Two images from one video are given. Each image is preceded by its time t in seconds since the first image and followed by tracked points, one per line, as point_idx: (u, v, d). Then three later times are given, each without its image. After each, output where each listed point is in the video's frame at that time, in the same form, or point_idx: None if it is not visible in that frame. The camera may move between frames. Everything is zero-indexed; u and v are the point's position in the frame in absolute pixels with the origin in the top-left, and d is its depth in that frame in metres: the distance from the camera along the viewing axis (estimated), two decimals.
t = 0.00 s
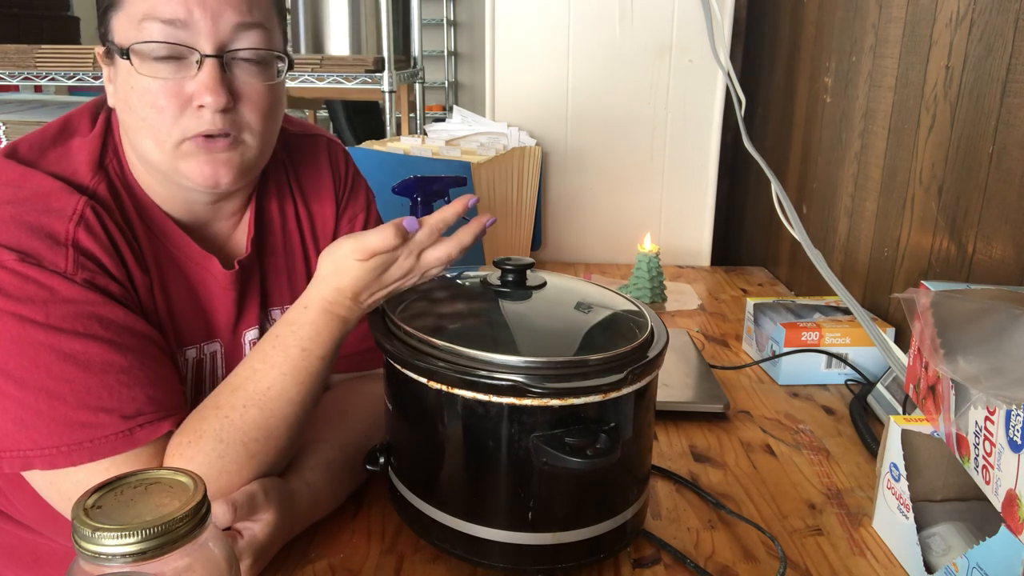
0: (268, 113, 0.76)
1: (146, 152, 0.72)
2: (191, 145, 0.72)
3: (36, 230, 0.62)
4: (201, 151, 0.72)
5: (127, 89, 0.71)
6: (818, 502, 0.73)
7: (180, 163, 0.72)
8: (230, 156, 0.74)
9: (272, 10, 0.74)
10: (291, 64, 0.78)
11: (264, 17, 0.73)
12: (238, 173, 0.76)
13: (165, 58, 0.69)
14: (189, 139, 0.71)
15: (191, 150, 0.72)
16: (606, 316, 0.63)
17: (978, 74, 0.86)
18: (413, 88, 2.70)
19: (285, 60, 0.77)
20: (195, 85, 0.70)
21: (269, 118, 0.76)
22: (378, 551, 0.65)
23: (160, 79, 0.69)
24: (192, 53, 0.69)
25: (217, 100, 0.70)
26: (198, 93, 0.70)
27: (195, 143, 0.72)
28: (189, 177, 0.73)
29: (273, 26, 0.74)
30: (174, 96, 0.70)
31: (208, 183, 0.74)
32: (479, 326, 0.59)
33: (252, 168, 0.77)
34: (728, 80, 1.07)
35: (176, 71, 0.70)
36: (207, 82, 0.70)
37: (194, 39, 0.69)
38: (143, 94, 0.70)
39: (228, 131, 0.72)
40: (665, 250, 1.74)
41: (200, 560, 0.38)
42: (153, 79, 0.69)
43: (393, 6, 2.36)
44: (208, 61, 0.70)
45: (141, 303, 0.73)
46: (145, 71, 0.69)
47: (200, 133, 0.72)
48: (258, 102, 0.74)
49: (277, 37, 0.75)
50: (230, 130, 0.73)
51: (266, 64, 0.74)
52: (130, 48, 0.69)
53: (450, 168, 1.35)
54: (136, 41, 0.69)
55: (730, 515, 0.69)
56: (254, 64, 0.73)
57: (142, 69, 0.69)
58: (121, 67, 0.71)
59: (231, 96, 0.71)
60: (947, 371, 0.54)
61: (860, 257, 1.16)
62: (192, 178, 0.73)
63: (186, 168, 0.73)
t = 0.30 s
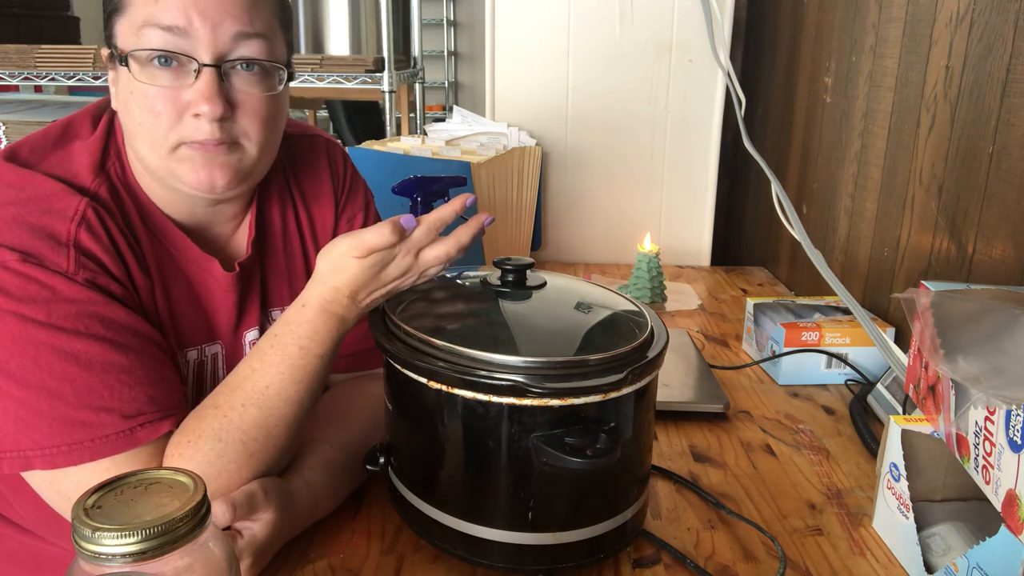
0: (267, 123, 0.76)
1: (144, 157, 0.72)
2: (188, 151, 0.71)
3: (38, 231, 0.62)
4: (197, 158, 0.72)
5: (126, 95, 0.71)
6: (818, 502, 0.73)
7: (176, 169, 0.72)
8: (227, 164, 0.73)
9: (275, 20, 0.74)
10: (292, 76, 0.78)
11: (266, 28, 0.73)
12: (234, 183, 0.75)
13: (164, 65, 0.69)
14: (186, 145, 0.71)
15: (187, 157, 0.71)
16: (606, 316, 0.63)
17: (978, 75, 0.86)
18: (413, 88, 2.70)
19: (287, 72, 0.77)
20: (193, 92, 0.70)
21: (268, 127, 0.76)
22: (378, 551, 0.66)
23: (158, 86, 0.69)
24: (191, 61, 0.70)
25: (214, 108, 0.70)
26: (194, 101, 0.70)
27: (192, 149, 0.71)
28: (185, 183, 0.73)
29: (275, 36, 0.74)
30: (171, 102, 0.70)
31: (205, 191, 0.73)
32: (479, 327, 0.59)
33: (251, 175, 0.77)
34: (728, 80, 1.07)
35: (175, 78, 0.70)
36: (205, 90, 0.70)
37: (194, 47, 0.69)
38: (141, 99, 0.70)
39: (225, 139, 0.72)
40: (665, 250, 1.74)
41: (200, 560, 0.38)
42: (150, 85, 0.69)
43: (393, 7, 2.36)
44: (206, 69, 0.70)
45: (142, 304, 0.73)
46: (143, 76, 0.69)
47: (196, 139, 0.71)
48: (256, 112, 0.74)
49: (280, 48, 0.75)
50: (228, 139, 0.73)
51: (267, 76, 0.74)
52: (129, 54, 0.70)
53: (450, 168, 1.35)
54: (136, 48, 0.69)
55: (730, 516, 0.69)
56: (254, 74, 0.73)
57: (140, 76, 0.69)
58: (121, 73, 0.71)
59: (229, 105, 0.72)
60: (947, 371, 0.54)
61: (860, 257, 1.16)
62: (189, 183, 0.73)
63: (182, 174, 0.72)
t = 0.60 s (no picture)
0: (263, 121, 0.76)
1: (140, 153, 0.72)
2: (182, 147, 0.72)
3: (40, 230, 0.62)
4: (191, 154, 0.72)
5: (124, 90, 0.72)
6: (818, 502, 0.73)
7: (170, 165, 0.72)
8: (222, 162, 0.73)
9: (274, 18, 0.74)
10: (292, 76, 0.78)
11: (264, 25, 0.73)
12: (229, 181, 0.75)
13: (162, 61, 0.70)
14: (181, 140, 0.72)
15: (182, 153, 0.72)
16: (606, 316, 0.63)
17: (978, 74, 0.86)
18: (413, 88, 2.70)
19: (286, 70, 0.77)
20: (188, 89, 0.70)
21: (264, 126, 0.76)
22: (378, 550, 0.66)
23: (154, 81, 0.70)
24: (188, 58, 0.70)
25: (209, 105, 0.70)
26: (190, 97, 0.70)
27: (187, 145, 0.72)
28: (178, 179, 0.73)
29: (274, 34, 0.74)
30: (166, 98, 0.70)
31: (199, 188, 0.73)
32: (479, 326, 0.59)
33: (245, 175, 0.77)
34: (728, 80, 1.07)
35: (171, 75, 0.70)
36: (200, 87, 0.70)
37: (190, 44, 0.69)
38: (138, 95, 0.71)
39: (219, 136, 0.72)
40: (665, 250, 1.74)
41: (201, 560, 0.38)
42: (147, 81, 0.70)
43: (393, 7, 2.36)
44: (202, 66, 0.70)
45: (144, 303, 0.73)
46: (141, 72, 0.70)
47: (191, 135, 0.72)
48: (252, 109, 0.74)
49: (279, 46, 0.75)
50: (222, 135, 0.73)
51: (265, 75, 0.74)
52: (128, 49, 0.70)
53: (450, 168, 1.35)
54: (133, 43, 0.69)
55: (730, 515, 0.69)
56: (252, 73, 0.73)
57: (137, 71, 0.70)
58: (119, 68, 0.71)
59: (224, 102, 0.72)
60: (947, 371, 0.54)
61: (860, 257, 1.16)
62: (182, 180, 0.73)
63: (176, 171, 0.72)
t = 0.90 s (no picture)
0: (265, 123, 0.75)
1: (143, 157, 0.72)
2: (186, 153, 0.71)
3: (40, 231, 0.62)
4: (195, 158, 0.71)
5: (127, 93, 0.71)
6: (818, 502, 0.73)
7: (174, 170, 0.72)
8: (224, 165, 0.73)
9: (279, 20, 0.74)
10: (294, 78, 0.78)
11: (268, 25, 0.73)
12: (230, 184, 0.75)
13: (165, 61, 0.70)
14: (185, 145, 0.71)
15: (186, 157, 0.71)
16: (606, 316, 0.63)
17: (978, 74, 0.85)
18: (413, 89, 2.70)
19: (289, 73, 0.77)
20: (191, 89, 0.70)
21: (266, 128, 0.76)
22: (378, 550, 0.66)
23: (158, 82, 0.70)
24: (191, 57, 0.70)
25: (212, 105, 0.70)
26: (193, 98, 0.70)
27: (190, 150, 0.71)
28: (182, 184, 0.72)
29: (278, 36, 0.75)
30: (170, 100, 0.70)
31: (201, 192, 0.73)
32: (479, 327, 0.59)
33: (246, 178, 0.77)
34: (728, 79, 1.07)
35: (175, 75, 0.70)
36: (203, 87, 0.70)
37: (194, 43, 0.69)
38: (142, 97, 0.70)
39: (222, 138, 0.72)
40: (665, 250, 1.74)
41: (201, 560, 0.38)
42: (151, 82, 0.69)
43: (393, 7, 2.36)
44: (206, 66, 0.70)
45: (143, 304, 0.73)
46: (144, 72, 0.70)
47: (195, 139, 0.71)
48: (254, 112, 0.73)
49: (282, 49, 0.76)
50: (225, 137, 0.72)
51: (266, 76, 0.74)
52: (132, 49, 0.70)
53: (450, 168, 1.35)
54: (138, 43, 0.70)
55: (730, 515, 0.69)
56: (254, 74, 0.73)
57: (141, 72, 0.70)
58: (122, 70, 0.72)
59: (227, 104, 0.71)
60: (947, 371, 0.54)
61: (860, 257, 1.17)
62: (184, 185, 0.72)
63: (180, 176, 0.72)
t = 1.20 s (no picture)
0: (276, 134, 0.76)
1: (153, 166, 0.73)
2: (197, 165, 0.72)
3: (40, 231, 0.62)
4: (206, 171, 0.72)
5: (137, 103, 0.71)
6: (818, 502, 0.73)
7: (185, 180, 0.73)
8: (233, 178, 0.73)
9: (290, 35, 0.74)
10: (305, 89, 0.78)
11: (280, 41, 0.72)
12: (240, 194, 0.76)
13: (178, 75, 0.69)
14: (197, 158, 0.72)
15: (199, 169, 0.72)
16: (606, 316, 0.63)
17: (978, 74, 0.85)
18: (413, 88, 2.70)
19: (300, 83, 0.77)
20: (205, 104, 0.70)
21: (277, 140, 0.76)
22: (378, 550, 0.66)
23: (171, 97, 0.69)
24: (205, 72, 0.69)
25: (226, 121, 0.70)
26: (207, 112, 0.70)
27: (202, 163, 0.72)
28: (195, 195, 0.73)
29: (288, 49, 0.74)
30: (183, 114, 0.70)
31: (213, 203, 0.74)
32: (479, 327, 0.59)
33: (256, 187, 0.78)
34: (727, 79, 1.07)
35: (188, 89, 0.70)
36: (217, 102, 0.70)
37: (208, 59, 0.69)
38: (153, 109, 0.70)
39: (234, 152, 0.72)
40: (665, 250, 1.74)
41: (200, 560, 0.38)
42: (164, 96, 0.69)
43: (393, 7, 2.36)
44: (219, 81, 0.70)
45: (144, 305, 0.73)
46: (157, 87, 0.69)
47: (207, 152, 0.71)
48: (266, 124, 0.74)
49: (293, 61, 0.75)
50: (237, 151, 0.73)
51: (278, 88, 0.74)
52: (144, 63, 0.69)
53: (451, 168, 1.35)
54: (151, 57, 0.69)
55: (730, 516, 0.69)
56: (267, 88, 0.73)
57: (154, 85, 0.69)
58: (132, 79, 0.71)
59: (241, 118, 0.71)
60: (947, 371, 0.54)
61: (860, 257, 1.16)
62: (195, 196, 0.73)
63: (192, 187, 0.73)
